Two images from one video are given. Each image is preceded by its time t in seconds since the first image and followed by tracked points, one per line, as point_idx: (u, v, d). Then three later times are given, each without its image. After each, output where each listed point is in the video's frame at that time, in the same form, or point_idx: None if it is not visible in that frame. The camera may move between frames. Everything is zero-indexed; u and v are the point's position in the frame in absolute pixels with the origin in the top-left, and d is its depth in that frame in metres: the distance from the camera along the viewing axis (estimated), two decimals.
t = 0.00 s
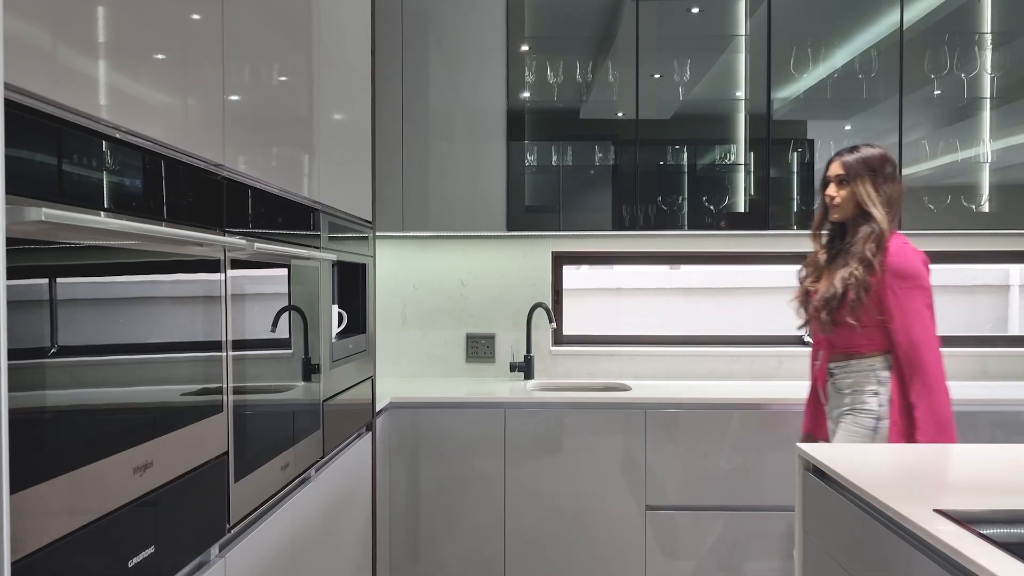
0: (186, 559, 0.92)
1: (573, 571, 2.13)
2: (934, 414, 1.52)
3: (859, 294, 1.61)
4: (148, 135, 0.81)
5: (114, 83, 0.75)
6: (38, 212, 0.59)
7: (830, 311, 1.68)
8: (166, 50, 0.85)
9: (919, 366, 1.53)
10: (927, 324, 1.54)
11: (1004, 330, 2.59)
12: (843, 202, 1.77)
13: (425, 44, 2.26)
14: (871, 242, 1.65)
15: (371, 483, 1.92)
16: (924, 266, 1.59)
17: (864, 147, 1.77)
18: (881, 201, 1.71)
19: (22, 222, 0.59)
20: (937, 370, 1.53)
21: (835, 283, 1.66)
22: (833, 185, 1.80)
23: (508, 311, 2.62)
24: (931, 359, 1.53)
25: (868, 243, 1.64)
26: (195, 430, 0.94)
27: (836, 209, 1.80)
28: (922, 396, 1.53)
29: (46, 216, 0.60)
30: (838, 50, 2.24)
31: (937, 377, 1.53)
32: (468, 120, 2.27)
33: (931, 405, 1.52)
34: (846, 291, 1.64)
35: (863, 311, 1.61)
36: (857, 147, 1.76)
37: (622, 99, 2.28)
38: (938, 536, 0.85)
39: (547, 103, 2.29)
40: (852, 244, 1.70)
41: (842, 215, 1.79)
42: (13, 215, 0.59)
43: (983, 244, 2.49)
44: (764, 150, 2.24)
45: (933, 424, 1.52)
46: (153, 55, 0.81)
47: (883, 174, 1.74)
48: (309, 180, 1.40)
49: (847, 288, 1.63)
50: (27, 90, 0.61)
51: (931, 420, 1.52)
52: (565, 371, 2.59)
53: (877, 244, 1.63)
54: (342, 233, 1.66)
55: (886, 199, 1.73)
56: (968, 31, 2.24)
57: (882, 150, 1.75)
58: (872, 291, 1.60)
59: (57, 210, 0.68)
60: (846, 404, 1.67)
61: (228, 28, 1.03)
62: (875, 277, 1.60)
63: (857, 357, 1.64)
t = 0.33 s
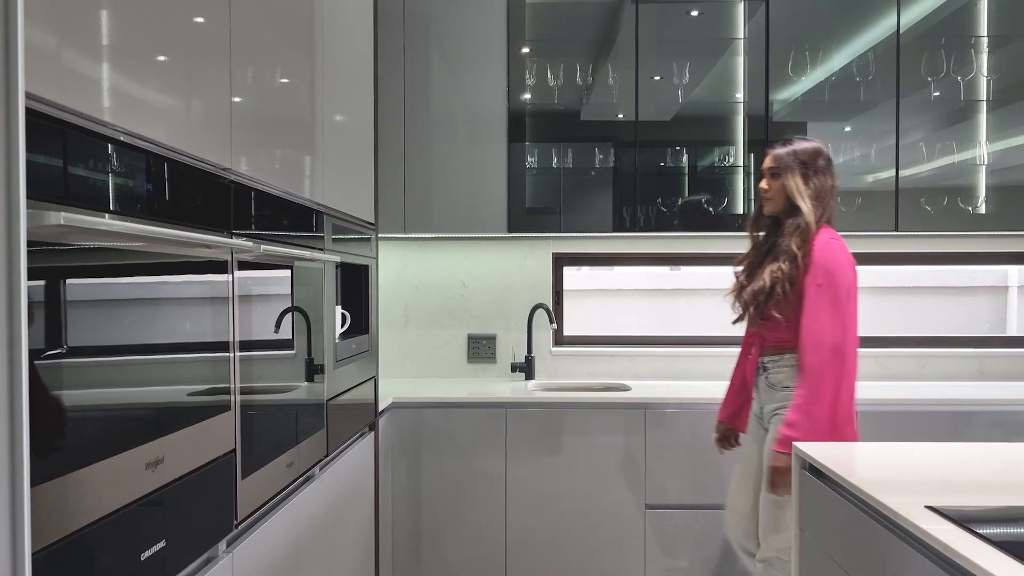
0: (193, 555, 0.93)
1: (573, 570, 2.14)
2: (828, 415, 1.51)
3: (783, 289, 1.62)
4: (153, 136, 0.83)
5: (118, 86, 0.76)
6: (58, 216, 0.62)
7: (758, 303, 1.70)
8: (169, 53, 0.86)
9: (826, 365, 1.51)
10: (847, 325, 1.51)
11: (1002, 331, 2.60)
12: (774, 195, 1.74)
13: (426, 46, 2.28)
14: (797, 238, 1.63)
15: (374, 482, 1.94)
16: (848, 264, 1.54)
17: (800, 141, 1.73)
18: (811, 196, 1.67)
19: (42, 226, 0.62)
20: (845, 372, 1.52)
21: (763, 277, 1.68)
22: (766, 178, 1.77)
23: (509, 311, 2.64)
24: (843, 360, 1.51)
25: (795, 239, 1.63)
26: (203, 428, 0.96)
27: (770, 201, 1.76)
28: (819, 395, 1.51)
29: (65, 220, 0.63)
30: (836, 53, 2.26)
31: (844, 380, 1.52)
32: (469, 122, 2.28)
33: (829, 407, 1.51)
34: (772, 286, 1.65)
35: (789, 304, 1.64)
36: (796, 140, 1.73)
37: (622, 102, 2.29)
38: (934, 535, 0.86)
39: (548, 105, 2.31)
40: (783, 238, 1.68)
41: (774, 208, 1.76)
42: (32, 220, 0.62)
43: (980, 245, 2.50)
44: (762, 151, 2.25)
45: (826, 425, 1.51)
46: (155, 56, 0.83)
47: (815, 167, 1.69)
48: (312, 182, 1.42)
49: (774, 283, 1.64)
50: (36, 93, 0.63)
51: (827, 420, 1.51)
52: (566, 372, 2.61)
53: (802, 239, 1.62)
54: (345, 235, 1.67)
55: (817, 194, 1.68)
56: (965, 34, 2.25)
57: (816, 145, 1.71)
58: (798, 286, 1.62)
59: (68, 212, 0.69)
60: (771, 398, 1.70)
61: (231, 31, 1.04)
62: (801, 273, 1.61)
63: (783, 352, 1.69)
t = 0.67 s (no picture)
0: (201, 551, 0.95)
1: (574, 568, 2.16)
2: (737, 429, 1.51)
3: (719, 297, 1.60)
4: (158, 139, 0.84)
5: (124, 89, 0.77)
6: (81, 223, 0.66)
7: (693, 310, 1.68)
8: (174, 57, 0.88)
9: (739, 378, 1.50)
10: (769, 342, 1.48)
11: (999, 331, 2.62)
12: (699, 203, 1.70)
13: (427, 49, 2.29)
14: (728, 245, 1.61)
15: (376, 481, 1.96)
16: (781, 271, 1.51)
17: (726, 146, 1.68)
18: (736, 202, 1.63)
19: (63, 233, 0.65)
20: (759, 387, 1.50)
21: (696, 285, 1.66)
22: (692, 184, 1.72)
23: (509, 312, 2.66)
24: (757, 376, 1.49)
25: (728, 246, 1.61)
26: (211, 428, 0.98)
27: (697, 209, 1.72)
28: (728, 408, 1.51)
29: (86, 227, 0.68)
30: (834, 56, 2.27)
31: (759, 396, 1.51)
32: (470, 123, 2.30)
33: (738, 420, 1.51)
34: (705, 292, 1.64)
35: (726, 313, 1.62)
36: (729, 145, 1.68)
37: (622, 105, 2.31)
38: (928, 534, 0.87)
39: (548, 107, 2.33)
40: (716, 245, 1.66)
41: (701, 216, 1.71)
42: (54, 227, 0.65)
43: (978, 247, 2.51)
44: (760, 153, 2.27)
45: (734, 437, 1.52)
46: (158, 59, 0.84)
47: (738, 173, 1.64)
48: (315, 184, 1.43)
49: (711, 289, 1.63)
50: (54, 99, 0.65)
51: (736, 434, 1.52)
52: (567, 372, 2.63)
53: (733, 247, 1.60)
54: (348, 237, 1.69)
55: (742, 200, 1.64)
56: (961, 38, 2.27)
57: (738, 149, 1.66)
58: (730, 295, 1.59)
59: (82, 218, 0.72)
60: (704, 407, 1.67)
61: (234, 35, 1.06)
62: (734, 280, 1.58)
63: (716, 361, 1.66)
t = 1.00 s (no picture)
0: (207, 548, 0.96)
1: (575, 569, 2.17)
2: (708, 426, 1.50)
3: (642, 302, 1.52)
4: (161, 140, 0.85)
5: (127, 92, 0.78)
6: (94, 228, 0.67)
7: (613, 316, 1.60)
8: (176, 60, 0.89)
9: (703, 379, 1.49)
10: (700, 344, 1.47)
11: (999, 331, 2.64)
12: (623, 207, 1.65)
13: (428, 51, 2.31)
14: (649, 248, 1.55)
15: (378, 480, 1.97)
16: (701, 273, 1.50)
17: (647, 150, 1.66)
18: (660, 206, 1.60)
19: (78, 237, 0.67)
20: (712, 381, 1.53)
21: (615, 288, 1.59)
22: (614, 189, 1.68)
23: (510, 313, 2.67)
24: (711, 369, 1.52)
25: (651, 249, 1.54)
26: (218, 428, 1.00)
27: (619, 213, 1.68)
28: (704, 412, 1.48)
29: (101, 231, 0.68)
30: (832, 58, 2.29)
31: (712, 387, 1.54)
32: (471, 125, 2.32)
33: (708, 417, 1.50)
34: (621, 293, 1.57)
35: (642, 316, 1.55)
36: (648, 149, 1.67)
37: (622, 108, 2.32)
38: (923, 532, 0.89)
39: (549, 110, 2.34)
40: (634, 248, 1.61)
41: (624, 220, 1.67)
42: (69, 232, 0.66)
43: (976, 248, 2.52)
44: (759, 154, 2.28)
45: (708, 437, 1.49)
46: (160, 61, 0.85)
47: (659, 176, 1.62)
48: (317, 186, 1.45)
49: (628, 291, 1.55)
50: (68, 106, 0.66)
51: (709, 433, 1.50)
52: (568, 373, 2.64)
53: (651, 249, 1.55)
54: (351, 239, 1.71)
55: (666, 203, 1.61)
56: (958, 41, 2.28)
57: (660, 153, 1.65)
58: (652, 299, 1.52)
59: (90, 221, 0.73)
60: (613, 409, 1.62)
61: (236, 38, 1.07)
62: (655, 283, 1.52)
63: (637, 364, 1.59)
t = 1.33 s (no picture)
0: (214, 546, 0.98)
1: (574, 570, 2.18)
2: (620, 419, 1.46)
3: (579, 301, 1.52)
4: (165, 142, 0.86)
5: (132, 94, 0.79)
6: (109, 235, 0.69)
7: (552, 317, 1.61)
8: (179, 62, 0.89)
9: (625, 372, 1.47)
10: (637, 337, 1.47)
11: (998, 332, 2.66)
12: (565, 208, 1.64)
13: (429, 54, 2.32)
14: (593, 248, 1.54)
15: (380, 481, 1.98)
16: (643, 269, 1.52)
17: (584, 148, 1.64)
18: (600, 206, 1.59)
19: (93, 244, 0.69)
20: (644, 379, 1.49)
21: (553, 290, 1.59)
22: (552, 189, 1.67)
23: (511, 314, 2.68)
24: (643, 366, 1.49)
25: (589, 250, 1.54)
26: (226, 429, 1.01)
27: (561, 213, 1.66)
28: (618, 404, 1.46)
29: (113, 240, 0.71)
30: (830, 62, 2.30)
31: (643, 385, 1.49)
32: (471, 127, 2.33)
33: (626, 411, 1.47)
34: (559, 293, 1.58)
35: (586, 315, 1.54)
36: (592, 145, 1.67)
37: (622, 111, 2.34)
38: (915, 531, 0.90)
39: (549, 112, 2.36)
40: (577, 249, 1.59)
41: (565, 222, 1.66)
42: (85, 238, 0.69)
43: (975, 251, 2.52)
44: (757, 157, 2.29)
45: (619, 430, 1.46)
46: (164, 64, 0.86)
47: (600, 176, 1.61)
48: (318, 188, 1.45)
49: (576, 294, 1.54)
50: (80, 109, 0.67)
51: (620, 426, 1.46)
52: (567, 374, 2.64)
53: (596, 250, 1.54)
54: (353, 241, 1.72)
55: (605, 203, 1.60)
56: (955, 45, 2.29)
57: (600, 152, 1.64)
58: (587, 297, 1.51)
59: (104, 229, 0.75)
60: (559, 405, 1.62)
61: (238, 41, 1.08)
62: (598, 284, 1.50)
63: (578, 361, 1.58)
